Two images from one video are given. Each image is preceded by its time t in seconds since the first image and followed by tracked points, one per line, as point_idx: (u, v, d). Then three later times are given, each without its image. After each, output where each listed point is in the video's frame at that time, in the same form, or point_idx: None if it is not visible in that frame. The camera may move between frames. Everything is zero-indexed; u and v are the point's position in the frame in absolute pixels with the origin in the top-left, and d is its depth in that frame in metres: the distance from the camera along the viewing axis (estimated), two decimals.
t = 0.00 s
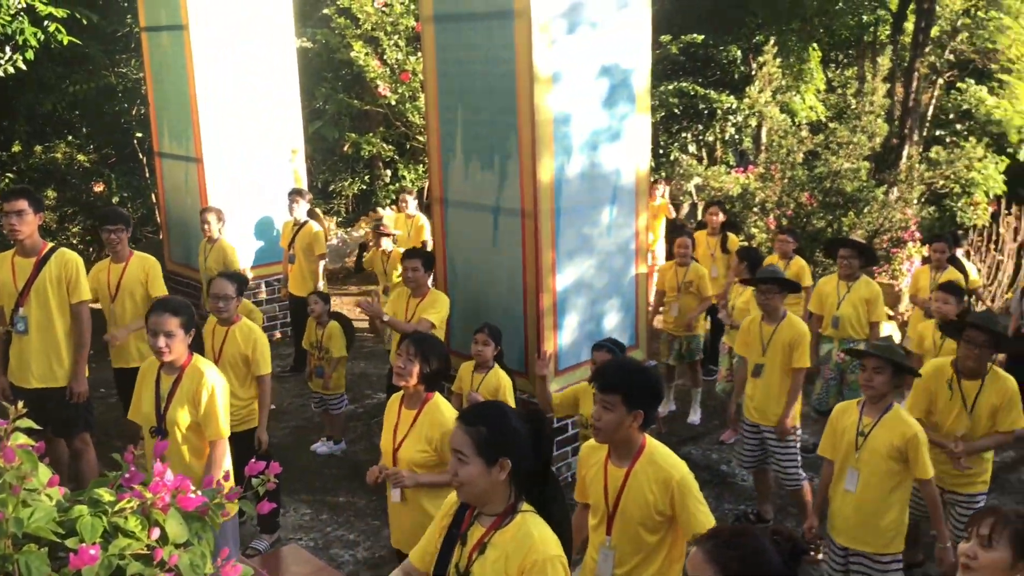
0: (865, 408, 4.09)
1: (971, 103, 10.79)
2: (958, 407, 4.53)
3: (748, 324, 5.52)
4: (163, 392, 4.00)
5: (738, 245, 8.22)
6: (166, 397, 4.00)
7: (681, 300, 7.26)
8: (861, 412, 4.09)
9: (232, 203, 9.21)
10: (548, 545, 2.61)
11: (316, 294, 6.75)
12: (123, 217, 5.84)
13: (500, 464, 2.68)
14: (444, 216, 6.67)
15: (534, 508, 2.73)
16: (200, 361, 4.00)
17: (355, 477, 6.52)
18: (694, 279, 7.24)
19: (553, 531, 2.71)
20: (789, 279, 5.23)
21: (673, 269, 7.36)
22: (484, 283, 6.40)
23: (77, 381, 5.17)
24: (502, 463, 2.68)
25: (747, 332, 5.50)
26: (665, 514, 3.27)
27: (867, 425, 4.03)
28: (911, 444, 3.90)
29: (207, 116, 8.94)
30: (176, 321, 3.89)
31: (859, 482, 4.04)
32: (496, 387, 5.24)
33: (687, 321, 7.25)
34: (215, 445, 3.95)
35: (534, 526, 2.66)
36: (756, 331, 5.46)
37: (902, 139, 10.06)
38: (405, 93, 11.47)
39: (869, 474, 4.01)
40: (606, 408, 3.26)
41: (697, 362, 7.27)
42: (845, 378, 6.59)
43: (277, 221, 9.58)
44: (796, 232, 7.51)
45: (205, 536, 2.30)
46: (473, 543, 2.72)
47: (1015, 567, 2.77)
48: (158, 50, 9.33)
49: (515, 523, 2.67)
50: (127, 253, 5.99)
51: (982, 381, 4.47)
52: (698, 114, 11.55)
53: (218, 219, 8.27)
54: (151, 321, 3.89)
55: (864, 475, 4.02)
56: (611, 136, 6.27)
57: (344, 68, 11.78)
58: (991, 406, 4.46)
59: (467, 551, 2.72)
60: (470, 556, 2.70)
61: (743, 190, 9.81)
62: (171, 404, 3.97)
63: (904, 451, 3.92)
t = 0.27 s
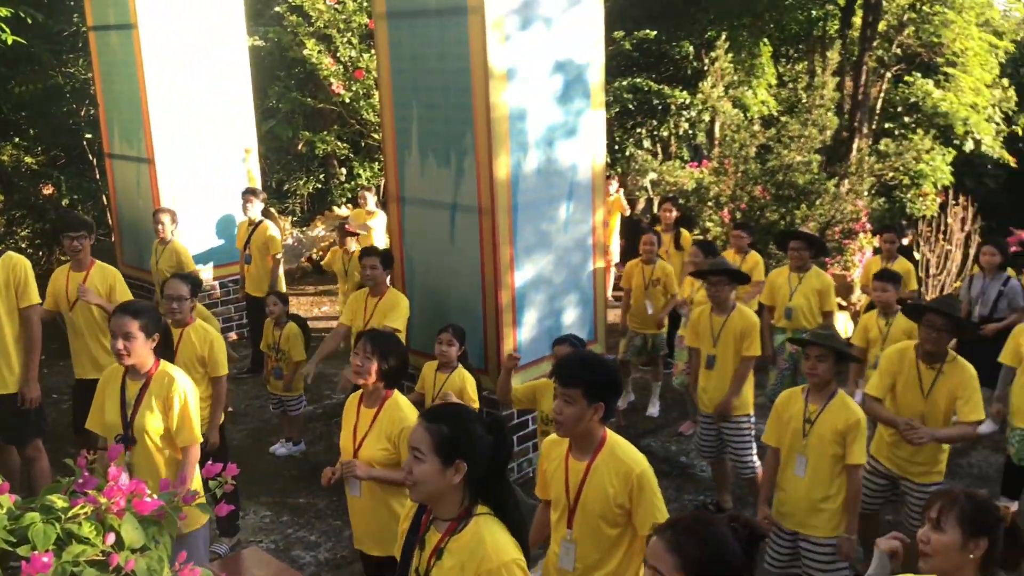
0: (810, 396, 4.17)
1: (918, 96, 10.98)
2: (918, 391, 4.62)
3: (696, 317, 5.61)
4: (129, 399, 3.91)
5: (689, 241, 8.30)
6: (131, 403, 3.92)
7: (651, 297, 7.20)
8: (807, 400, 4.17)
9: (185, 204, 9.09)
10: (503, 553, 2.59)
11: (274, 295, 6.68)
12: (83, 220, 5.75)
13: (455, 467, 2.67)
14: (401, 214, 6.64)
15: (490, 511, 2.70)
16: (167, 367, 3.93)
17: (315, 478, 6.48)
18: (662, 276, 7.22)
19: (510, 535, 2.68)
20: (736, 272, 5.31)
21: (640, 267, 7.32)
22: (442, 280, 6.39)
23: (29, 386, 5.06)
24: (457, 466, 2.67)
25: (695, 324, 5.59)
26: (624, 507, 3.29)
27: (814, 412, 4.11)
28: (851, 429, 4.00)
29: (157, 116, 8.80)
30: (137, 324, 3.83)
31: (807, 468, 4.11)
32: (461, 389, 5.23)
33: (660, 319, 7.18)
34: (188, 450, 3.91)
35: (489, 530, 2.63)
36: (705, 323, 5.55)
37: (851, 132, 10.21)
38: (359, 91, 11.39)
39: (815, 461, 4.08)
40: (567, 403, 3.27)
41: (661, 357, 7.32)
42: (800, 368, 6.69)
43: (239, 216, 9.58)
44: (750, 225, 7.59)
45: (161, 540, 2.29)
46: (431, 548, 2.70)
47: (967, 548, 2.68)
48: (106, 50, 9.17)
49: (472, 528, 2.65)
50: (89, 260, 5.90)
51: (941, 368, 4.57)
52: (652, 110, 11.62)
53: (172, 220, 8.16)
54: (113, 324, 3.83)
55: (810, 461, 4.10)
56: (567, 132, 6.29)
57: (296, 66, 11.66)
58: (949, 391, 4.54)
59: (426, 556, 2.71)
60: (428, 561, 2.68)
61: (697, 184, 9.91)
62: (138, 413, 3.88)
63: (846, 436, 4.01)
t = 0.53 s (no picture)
0: (773, 378, 4.21)
1: (879, 81, 11.08)
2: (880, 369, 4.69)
3: (662, 302, 5.61)
4: (99, 397, 3.87)
5: (653, 227, 8.34)
6: (101, 402, 3.86)
7: (618, 282, 7.22)
8: (769, 382, 4.22)
9: (147, 196, 8.98)
10: (454, 548, 2.53)
11: (241, 287, 6.62)
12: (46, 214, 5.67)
13: (398, 459, 2.65)
14: (366, 204, 6.61)
15: (451, 503, 2.64)
16: (136, 364, 3.88)
17: (284, 471, 6.46)
18: (631, 262, 7.25)
19: (469, 527, 2.62)
20: (700, 256, 5.31)
21: (609, 253, 7.32)
22: (409, 270, 6.36)
23: None
24: (398, 458, 2.64)
25: (662, 311, 5.59)
26: (594, 492, 3.30)
27: (776, 394, 4.16)
28: (812, 408, 4.04)
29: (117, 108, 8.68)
30: (100, 318, 3.78)
31: (771, 449, 4.16)
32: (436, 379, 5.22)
33: (625, 304, 7.22)
34: (165, 448, 3.88)
35: (445, 524, 2.58)
36: (671, 310, 5.57)
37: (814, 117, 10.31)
38: (322, 80, 11.33)
39: (779, 442, 4.13)
40: (540, 391, 3.27)
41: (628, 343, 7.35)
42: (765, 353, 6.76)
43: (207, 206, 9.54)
44: (715, 211, 7.62)
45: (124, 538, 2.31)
46: (393, 537, 2.69)
47: (919, 529, 2.69)
48: (62, 40, 9.01)
49: (429, 520, 2.61)
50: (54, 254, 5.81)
51: (902, 346, 4.64)
52: (617, 97, 11.65)
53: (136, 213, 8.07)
54: (78, 319, 3.79)
55: (774, 442, 4.15)
56: (532, 120, 6.29)
57: (259, 56, 11.54)
58: (910, 368, 4.60)
59: (389, 545, 2.71)
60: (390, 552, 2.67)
61: (662, 171, 9.95)
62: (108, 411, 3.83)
63: (808, 415, 4.05)
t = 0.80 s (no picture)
0: (746, 357, 4.24)
1: (848, 62, 11.11)
2: (844, 348, 4.74)
3: (641, 287, 5.65)
4: (67, 386, 3.83)
5: (624, 209, 8.34)
6: (69, 391, 3.83)
7: (587, 266, 7.25)
8: (742, 361, 4.25)
9: (113, 183, 8.86)
10: (402, 532, 2.53)
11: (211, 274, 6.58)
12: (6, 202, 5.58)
13: (353, 440, 2.68)
14: (334, 188, 6.56)
15: (408, 488, 2.64)
16: (104, 354, 3.83)
17: (257, 458, 6.44)
18: (600, 245, 7.31)
19: (424, 514, 2.62)
20: (679, 240, 5.38)
21: (579, 237, 7.37)
22: (379, 255, 6.33)
23: None
24: (354, 440, 2.67)
25: (640, 297, 5.63)
26: (564, 475, 3.30)
27: (749, 372, 4.20)
28: (784, 381, 4.06)
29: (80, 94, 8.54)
30: (66, 309, 3.72)
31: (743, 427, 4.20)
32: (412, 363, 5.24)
33: (593, 288, 7.26)
34: (129, 439, 3.82)
35: (397, 509, 2.58)
36: (649, 293, 5.60)
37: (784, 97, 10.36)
38: (290, 63, 11.23)
39: (750, 419, 4.18)
40: (513, 374, 3.27)
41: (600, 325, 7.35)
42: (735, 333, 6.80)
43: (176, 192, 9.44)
44: (685, 192, 7.64)
45: (85, 531, 2.32)
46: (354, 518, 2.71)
47: (874, 511, 2.74)
48: (24, 24, 8.84)
49: (384, 502, 2.62)
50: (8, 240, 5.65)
51: (867, 324, 4.70)
52: (588, 79, 11.61)
53: (103, 200, 7.97)
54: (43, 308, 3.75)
55: (746, 419, 4.19)
56: (501, 103, 6.26)
57: (225, 39, 11.40)
58: (875, 346, 4.65)
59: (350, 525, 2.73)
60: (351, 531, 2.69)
61: (632, 153, 9.95)
62: (74, 401, 3.80)
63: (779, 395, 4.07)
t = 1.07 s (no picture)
0: (708, 341, 4.29)
1: (806, 44, 11.19)
2: (794, 328, 4.80)
3: (611, 272, 5.68)
4: (19, 376, 3.78)
5: (585, 192, 8.36)
6: (21, 381, 3.79)
7: (545, 248, 7.26)
8: (704, 344, 4.29)
9: (68, 170, 8.73)
10: (354, 500, 2.55)
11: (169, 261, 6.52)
12: None
13: (301, 419, 2.68)
14: (293, 173, 6.51)
15: (359, 460, 2.67)
16: (56, 343, 3.78)
17: (219, 446, 6.40)
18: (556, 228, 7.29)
19: (376, 481, 2.64)
20: (651, 227, 5.36)
21: (538, 218, 7.42)
22: (339, 240, 6.30)
23: None
24: (300, 419, 2.67)
25: (610, 283, 5.66)
26: (524, 457, 3.31)
27: (710, 356, 4.24)
28: (746, 366, 4.11)
29: (33, 79, 8.38)
30: (16, 298, 3.68)
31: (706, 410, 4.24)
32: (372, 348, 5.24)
33: (551, 269, 7.28)
34: (75, 432, 3.76)
35: (349, 476, 2.60)
36: (620, 278, 5.62)
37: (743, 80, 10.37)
38: (247, 47, 11.09)
39: (715, 398, 4.20)
40: (469, 356, 3.26)
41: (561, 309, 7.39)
42: (696, 315, 6.86)
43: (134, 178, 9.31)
44: (645, 175, 7.67)
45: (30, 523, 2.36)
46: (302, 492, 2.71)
47: (816, 496, 2.78)
48: None
49: (334, 475, 2.63)
50: None
51: (817, 303, 4.75)
52: (550, 61, 11.58)
53: (59, 187, 7.85)
54: None
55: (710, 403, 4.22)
56: (460, 86, 6.24)
57: (183, 23, 11.24)
58: (824, 325, 4.70)
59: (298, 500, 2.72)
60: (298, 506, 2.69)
61: (593, 137, 9.96)
62: (26, 392, 3.76)
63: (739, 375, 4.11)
